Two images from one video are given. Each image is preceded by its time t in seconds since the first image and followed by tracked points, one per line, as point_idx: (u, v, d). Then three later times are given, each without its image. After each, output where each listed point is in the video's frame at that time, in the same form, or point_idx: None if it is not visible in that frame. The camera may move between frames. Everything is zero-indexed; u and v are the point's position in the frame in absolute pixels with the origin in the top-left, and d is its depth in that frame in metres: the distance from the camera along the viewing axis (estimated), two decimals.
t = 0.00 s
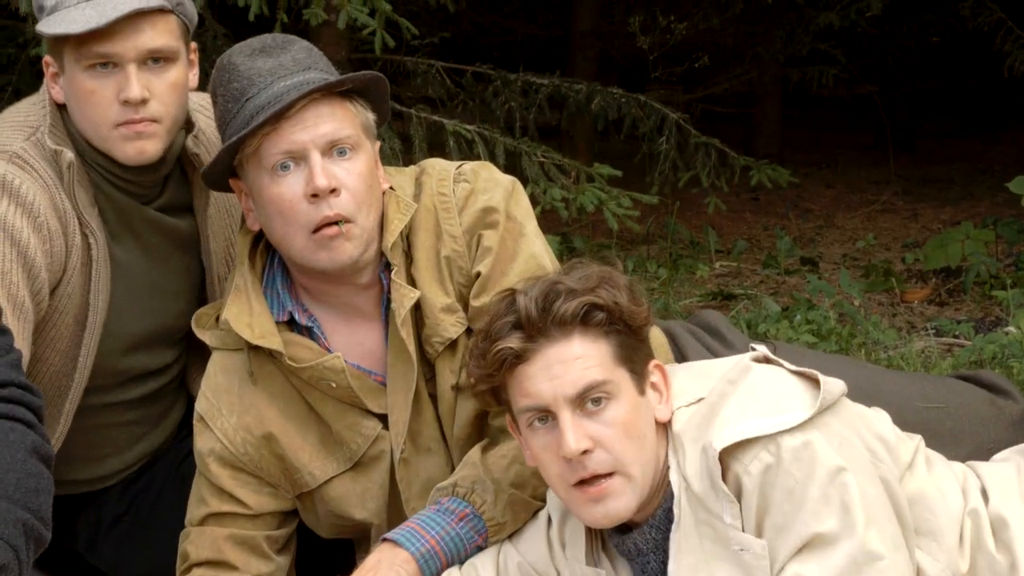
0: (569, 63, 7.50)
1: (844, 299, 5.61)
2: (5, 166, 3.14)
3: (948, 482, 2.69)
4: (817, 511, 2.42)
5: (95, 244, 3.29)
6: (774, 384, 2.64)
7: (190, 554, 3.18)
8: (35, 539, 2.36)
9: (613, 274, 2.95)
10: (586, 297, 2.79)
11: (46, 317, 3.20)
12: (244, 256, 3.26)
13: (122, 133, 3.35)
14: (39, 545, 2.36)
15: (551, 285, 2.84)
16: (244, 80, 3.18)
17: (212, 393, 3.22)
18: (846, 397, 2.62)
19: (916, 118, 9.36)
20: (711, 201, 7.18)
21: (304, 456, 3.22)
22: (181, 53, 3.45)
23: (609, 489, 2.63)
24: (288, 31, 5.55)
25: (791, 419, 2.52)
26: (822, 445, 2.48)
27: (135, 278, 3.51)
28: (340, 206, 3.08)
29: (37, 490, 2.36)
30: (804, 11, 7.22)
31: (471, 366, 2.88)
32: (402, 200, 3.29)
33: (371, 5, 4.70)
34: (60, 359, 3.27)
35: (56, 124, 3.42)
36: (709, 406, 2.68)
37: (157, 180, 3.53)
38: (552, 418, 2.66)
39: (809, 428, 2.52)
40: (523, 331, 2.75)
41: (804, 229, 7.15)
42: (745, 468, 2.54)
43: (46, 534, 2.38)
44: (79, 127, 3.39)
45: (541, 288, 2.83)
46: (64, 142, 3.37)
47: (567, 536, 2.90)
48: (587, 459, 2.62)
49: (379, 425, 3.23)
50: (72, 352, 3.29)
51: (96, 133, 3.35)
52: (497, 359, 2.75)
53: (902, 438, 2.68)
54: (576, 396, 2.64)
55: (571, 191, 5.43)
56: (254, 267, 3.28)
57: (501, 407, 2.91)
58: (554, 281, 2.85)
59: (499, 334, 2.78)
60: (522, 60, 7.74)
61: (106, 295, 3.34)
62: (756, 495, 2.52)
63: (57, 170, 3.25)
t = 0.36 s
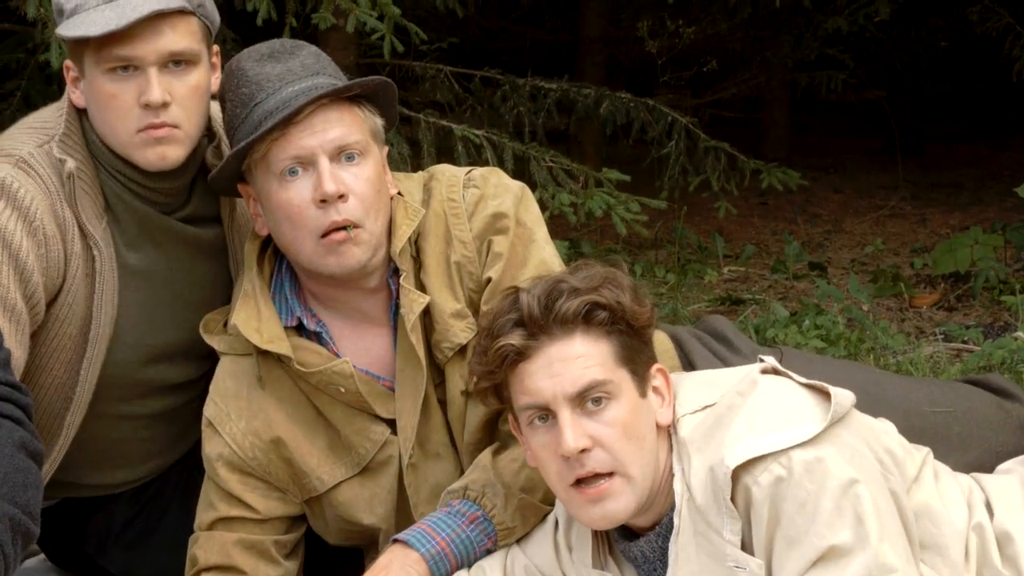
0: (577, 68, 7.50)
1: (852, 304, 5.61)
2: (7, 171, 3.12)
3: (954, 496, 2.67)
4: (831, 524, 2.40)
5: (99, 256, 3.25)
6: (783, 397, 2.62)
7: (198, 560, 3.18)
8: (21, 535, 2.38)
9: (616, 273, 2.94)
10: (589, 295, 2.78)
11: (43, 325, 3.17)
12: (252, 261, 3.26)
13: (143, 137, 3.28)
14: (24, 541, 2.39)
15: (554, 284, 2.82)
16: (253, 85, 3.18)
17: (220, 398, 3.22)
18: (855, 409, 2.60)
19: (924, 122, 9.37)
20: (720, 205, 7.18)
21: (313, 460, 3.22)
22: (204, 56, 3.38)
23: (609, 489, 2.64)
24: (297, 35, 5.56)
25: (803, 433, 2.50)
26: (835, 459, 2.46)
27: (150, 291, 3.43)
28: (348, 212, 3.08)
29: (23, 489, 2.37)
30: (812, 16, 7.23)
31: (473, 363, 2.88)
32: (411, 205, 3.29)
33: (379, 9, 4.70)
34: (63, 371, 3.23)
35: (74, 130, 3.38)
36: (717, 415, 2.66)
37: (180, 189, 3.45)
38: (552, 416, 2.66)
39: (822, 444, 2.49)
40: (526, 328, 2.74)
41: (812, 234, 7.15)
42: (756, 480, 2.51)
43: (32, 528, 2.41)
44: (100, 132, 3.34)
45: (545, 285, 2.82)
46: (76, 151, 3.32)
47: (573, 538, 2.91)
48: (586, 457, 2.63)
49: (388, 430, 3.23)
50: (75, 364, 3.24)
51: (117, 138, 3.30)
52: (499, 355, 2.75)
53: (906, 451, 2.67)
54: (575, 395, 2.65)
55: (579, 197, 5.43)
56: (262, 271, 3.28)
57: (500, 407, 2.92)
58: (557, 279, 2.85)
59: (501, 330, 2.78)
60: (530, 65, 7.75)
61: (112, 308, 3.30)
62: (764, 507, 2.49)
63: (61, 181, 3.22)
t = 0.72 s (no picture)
0: (591, 82, 7.51)
1: (868, 319, 5.61)
2: (30, 188, 3.10)
3: (968, 512, 2.67)
4: (846, 539, 2.40)
5: (123, 278, 3.21)
6: (795, 413, 2.62)
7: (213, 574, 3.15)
8: (42, 550, 2.33)
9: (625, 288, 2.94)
10: (593, 309, 2.78)
11: (64, 345, 3.11)
12: (267, 277, 3.27)
13: (166, 160, 3.23)
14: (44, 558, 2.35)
15: (560, 300, 2.83)
16: (270, 101, 3.19)
17: (234, 413, 3.19)
18: (871, 425, 2.60)
19: (938, 136, 9.37)
20: (734, 220, 7.18)
21: (327, 475, 3.22)
22: (225, 79, 3.33)
23: (616, 503, 2.64)
24: (312, 50, 5.58)
25: (817, 449, 2.49)
26: (849, 474, 2.46)
27: (175, 316, 3.36)
28: (364, 228, 3.08)
29: (43, 501, 2.36)
30: (826, 30, 7.26)
31: (482, 378, 2.89)
32: (426, 221, 3.29)
33: (394, 23, 4.70)
34: (85, 394, 3.18)
35: (98, 154, 3.33)
36: (730, 432, 2.66)
37: (203, 213, 3.40)
38: (559, 430, 2.67)
39: (836, 459, 2.49)
40: (532, 343, 2.75)
41: (827, 248, 7.15)
42: (768, 494, 2.50)
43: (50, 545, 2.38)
44: (125, 157, 3.28)
45: (550, 301, 2.83)
46: (100, 175, 3.26)
47: (585, 551, 2.91)
48: (592, 470, 2.62)
49: (402, 445, 3.24)
50: (99, 385, 3.19)
51: (141, 162, 3.24)
52: (505, 371, 2.75)
53: (920, 466, 2.66)
54: (581, 409, 2.65)
55: (594, 211, 5.42)
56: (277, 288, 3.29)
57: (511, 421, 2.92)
58: (562, 294, 2.85)
59: (507, 346, 2.78)
60: (545, 78, 7.77)
61: (136, 330, 3.25)
62: (778, 521, 2.48)
63: (85, 202, 3.18)
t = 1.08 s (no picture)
0: (610, 97, 7.52)
1: (886, 334, 5.61)
2: (56, 204, 3.13)
3: (983, 529, 2.65)
4: (858, 555, 2.39)
5: (147, 297, 3.21)
6: (808, 432, 2.61)
7: None
8: (61, 563, 2.32)
9: (634, 300, 2.94)
10: (597, 321, 2.79)
11: (86, 359, 3.14)
12: (286, 291, 3.27)
13: (190, 180, 3.23)
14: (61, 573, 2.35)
15: (566, 311, 2.84)
16: (290, 116, 3.20)
17: (254, 428, 3.20)
18: (882, 442, 2.59)
19: (956, 151, 9.36)
20: (752, 235, 7.18)
21: (348, 488, 3.23)
22: (247, 97, 3.33)
23: (618, 512, 2.62)
24: (331, 65, 5.59)
25: (829, 466, 2.48)
26: (860, 491, 2.45)
27: (198, 332, 3.36)
28: (383, 242, 3.09)
29: (63, 517, 2.35)
30: (845, 45, 7.27)
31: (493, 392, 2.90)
32: (445, 234, 3.29)
33: (413, 38, 4.72)
34: (107, 410, 3.19)
35: (121, 174, 3.33)
36: (741, 448, 2.66)
37: (225, 233, 3.39)
38: (563, 440, 2.67)
39: (846, 476, 2.48)
40: (538, 354, 2.76)
41: (845, 263, 7.15)
42: (778, 510, 2.49)
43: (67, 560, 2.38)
44: (147, 177, 3.29)
45: (555, 313, 2.84)
46: (123, 193, 3.28)
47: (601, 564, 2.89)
48: (594, 481, 2.61)
49: (424, 457, 3.23)
50: (122, 402, 3.20)
51: (164, 182, 3.24)
52: (511, 381, 2.78)
53: (934, 483, 2.65)
54: (583, 419, 2.65)
55: (612, 226, 5.43)
56: (296, 301, 3.29)
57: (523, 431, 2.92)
58: (570, 306, 2.86)
59: (514, 357, 2.80)
60: (564, 93, 7.78)
61: (160, 347, 3.25)
62: (790, 538, 2.47)
63: (110, 221, 3.20)
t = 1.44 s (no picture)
0: (622, 111, 7.53)
1: (899, 349, 5.60)
2: (69, 219, 3.14)
3: (994, 545, 2.65)
4: None
5: (159, 310, 3.21)
6: (821, 452, 2.59)
7: None
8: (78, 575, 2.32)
9: (645, 319, 2.94)
10: (608, 340, 2.79)
11: (99, 375, 3.15)
12: (297, 306, 3.27)
13: (193, 196, 3.23)
14: None
15: (576, 331, 2.84)
16: (301, 131, 3.21)
17: (266, 442, 3.19)
18: (893, 459, 2.59)
19: (970, 165, 9.36)
20: (765, 249, 7.18)
21: (360, 502, 3.23)
22: (253, 113, 3.34)
23: (625, 530, 2.61)
24: (344, 79, 5.60)
25: (839, 485, 2.48)
26: (872, 510, 2.45)
27: (207, 345, 3.36)
28: (394, 257, 3.09)
29: (80, 529, 2.35)
30: (858, 59, 7.29)
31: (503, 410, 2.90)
32: (456, 249, 3.29)
33: (426, 53, 4.73)
34: (120, 423, 3.19)
35: (130, 188, 3.35)
36: (752, 466, 2.65)
37: (235, 245, 3.39)
38: (575, 460, 2.67)
39: (858, 495, 2.48)
40: (549, 374, 2.77)
41: (858, 278, 7.15)
42: (790, 530, 2.48)
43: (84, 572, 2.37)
44: (154, 193, 3.30)
45: (566, 333, 2.84)
46: (134, 208, 3.29)
47: None
48: (606, 501, 2.62)
49: (435, 471, 3.23)
50: (136, 415, 3.20)
51: (170, 198, 3.25)
52: (523, 401, 2.77)
53: (945, 499, 2.64)
54: (595, 439, 2.65)
55: (625, 241, 5.43)
56: (307, 316, 3.30)
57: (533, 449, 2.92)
58: (579, 326, 2.86)
59: (525, 376, 2.80)
60: (576, 108, 7.79)
61: (172, 361, 3.25)
62: (801, 557, 2.47)
63: (121, 235, 3.20)
